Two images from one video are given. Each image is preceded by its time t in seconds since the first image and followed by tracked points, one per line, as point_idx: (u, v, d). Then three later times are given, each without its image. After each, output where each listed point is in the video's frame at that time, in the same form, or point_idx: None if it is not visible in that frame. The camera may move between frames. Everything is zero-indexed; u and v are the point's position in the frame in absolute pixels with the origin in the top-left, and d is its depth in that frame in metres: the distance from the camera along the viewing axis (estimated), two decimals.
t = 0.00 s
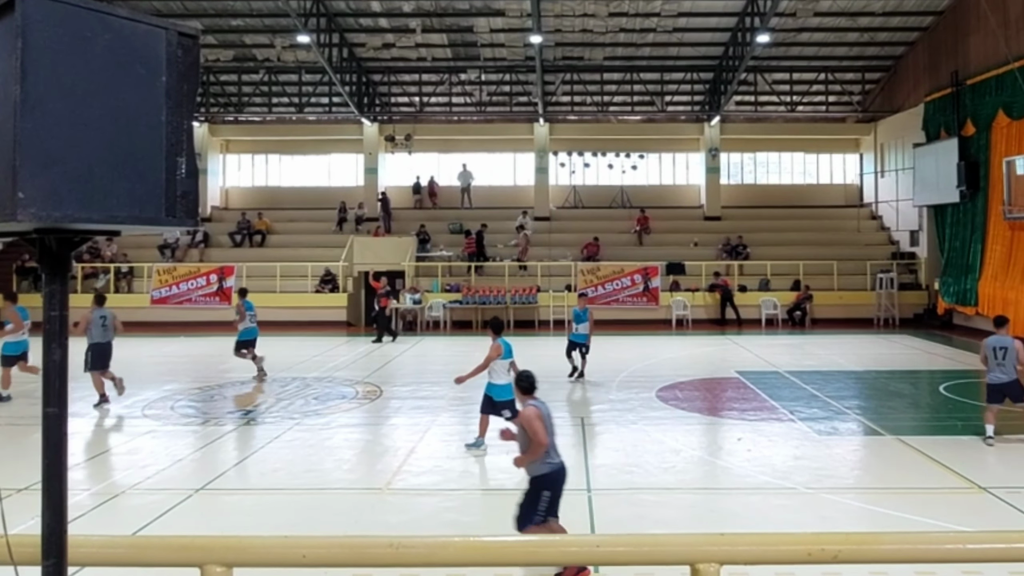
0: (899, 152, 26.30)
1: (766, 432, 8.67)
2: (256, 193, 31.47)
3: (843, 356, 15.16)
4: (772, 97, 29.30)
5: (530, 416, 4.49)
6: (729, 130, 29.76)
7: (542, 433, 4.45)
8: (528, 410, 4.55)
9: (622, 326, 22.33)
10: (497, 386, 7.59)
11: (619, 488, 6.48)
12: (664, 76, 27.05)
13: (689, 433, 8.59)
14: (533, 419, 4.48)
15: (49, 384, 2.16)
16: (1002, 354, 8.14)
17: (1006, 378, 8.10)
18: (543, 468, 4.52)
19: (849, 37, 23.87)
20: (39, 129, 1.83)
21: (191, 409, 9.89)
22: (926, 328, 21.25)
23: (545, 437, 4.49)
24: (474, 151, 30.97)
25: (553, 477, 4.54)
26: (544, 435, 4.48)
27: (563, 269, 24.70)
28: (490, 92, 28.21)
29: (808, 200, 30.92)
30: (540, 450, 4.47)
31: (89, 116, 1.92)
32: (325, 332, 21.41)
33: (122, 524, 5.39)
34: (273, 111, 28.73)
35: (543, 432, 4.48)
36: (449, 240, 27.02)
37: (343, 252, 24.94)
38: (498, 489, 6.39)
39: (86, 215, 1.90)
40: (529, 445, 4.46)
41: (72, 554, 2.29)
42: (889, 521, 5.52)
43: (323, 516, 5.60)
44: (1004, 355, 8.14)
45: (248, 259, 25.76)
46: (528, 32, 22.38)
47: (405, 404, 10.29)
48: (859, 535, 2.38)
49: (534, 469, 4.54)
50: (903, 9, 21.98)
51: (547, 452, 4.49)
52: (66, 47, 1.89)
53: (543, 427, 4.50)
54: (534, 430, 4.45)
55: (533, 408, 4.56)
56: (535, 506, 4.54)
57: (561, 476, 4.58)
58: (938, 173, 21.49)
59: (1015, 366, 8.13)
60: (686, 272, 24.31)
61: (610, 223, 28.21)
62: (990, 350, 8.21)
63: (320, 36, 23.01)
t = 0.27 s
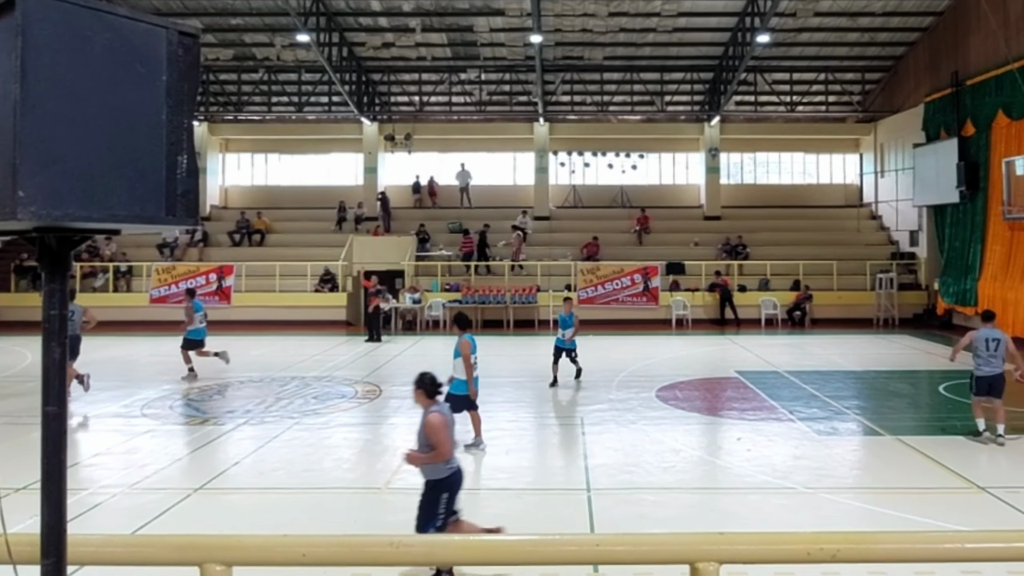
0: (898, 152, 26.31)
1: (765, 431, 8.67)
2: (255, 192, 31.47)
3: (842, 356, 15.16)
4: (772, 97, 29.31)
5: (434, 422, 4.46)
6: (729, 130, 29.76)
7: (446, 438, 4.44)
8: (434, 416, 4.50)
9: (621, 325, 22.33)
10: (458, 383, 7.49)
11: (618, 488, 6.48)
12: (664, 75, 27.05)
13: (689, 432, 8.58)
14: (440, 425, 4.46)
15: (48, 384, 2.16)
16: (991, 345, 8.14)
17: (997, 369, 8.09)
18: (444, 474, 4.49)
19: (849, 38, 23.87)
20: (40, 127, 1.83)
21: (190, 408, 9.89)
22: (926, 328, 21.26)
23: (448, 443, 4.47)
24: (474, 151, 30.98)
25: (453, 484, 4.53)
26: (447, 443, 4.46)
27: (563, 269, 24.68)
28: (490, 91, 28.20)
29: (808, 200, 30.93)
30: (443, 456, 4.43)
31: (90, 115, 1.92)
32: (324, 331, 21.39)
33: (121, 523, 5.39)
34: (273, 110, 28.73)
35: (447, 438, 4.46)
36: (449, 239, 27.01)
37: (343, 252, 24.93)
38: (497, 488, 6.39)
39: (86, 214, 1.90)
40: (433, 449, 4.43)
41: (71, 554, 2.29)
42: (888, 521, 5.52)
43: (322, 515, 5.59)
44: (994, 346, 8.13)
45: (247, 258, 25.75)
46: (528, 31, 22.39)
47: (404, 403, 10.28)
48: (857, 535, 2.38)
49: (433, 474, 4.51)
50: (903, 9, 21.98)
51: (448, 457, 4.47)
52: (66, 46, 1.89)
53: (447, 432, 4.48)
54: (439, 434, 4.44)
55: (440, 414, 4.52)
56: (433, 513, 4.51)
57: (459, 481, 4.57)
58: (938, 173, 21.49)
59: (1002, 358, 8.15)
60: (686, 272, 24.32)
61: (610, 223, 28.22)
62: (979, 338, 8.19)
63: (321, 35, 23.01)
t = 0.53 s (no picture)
0: (908, 152, 26.18)
1: (774, 431, 8.65)
2: (264, 191, 31.56)
3: (851, 356, 15.10)
4: (781, 96, 29.20)
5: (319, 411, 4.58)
6: (737, 129, 29.66)
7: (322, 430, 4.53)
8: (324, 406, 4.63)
9: (629, 325, 22.30)
10: (431, 383, 7.40)
11: (626, 487, 6.48)
12: (673, 74, 26.96)
13: (697, 432, 8.57)
14: (324, 415, 4.56)
15: (60, 380, 2.18)
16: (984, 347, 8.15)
17: (995, 371, 8.09)
18: (336, 463, 4.62)
19: (858, 36, 23.75)
20: (52, 125, 1.85)
21: (200, 406, 9.94)
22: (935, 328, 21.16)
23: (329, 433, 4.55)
24: (482, 149, 30.99)
25: (345, 472, 4.61)
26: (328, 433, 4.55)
27: (571, 267, 24.70)
28: (498, 90, 28.18)
29: (816, 199, 30.81)
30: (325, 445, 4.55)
31: (101, 114, 1.94)
32: (332, 329, 21.45)
33: (132, 520, 5.43)
34: (282, 109, 28.81)
35: (328, 428, 4.55)
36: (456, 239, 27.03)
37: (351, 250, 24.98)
38: (505, 487, 6.40)
39: (98, 212, 1.92)
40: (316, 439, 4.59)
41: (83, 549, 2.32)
42: (896, 522, 5.50)
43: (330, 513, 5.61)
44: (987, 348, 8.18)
45: (256, 256, 25.84)
46: (536, 30, 22.36)
47: (412, 401, 10.30)
48: (866, 535, 2.37)
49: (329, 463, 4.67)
50: (913, 7, 21.86)
51: (334, 446, 4.58)
52: (78, 45, 1.91)
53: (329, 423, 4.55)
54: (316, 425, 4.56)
55: (329, 405, 4.64)
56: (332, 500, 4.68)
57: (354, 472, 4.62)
58: (949, 172, 21.35)
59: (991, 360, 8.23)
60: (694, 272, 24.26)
61: (618, 222, 28.18)
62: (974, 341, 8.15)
63: (329, 35, 23.06)
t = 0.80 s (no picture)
0: (925, 151, 25.95)
1: (789, 432, 8.60)
2: (281, 190, 31.77)
3: (867, 357, 14.98)
4: (796, 95, 29.02)
5: (244, 403, 4.56)
6: (752, 128, 29.52)
7: (261, 421, 4.56)
8: (244, 398, 4.61)
9: (643, 325, 22.25)
10: (412, 381, 7.45)
11: (640, 486, 6.47)
12: (687, 74, 26.85)
13: (711, 432, 8.54)
14: (251, 407, 4.57)
15: (82, 376, 2.23)
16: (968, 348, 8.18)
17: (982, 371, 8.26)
18: (254, 452, 4.67)
19: (875, 34, 23.54)
20: (76, 126, 1.89)
21: (217, 404, 10.03)
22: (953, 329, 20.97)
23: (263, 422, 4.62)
24: (496, 149, 31.03)
25: (267, 459, 4.71)
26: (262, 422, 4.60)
27: (585, 267, 24.69)
28: (512, 90, 28.21)
29: (832, 199, 30.60)
30: (260, 435, 4.60)
31: (122, 116, 1.97)
32: (347, 328, 21.56)
33: (151, 515, 5.48)
34: (297, 109, 28.98)
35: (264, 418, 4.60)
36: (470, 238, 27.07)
37: (366, 250, 25.09)
38: (519, 486, 6.41)
39: (120, 211, 1.95)
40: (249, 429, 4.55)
41: (105, 543, 2.36)
42: (913, 524, 5.46)
43: (345, 510, 5.65)
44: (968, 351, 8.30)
45: (272, 256, 26.01)
46: (550, 30, 22.35)
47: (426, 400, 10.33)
48: (882, 536, 2.36)
49: (247, 454, 4.64)
50: (930, 5, 21.65)
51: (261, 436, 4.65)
52: (99, 46, 1.94)
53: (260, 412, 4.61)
54: (251, 416, 4.55)
55: (251, 396, 4.64)
56: (236, 489, 4.65)
57: (276, 457, 4.77)
58: (966, 172, 21.13)
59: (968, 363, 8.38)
60: (708, 271, 24.16)
61: (632, 222, 28.13)
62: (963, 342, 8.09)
63: (345, 35, 23.17)
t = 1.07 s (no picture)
0: (951, 148, 25.58)
1: (811, 432, 8.53)
2: (303, 188, 32.01)
3: (891, 356, 14.81)
4: (819, 92, 28.72)
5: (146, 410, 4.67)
6: (774, 126, 29.27)
7: (150, 430, 4.61)
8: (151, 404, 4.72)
9: (663, 323, 22.17)
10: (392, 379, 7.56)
11: (660, 485, 6.46)
12: (708, 71, 26.66)
13: (732, 431, 8.49)
14: (149, 415, 4.66)
15: (112, 371, 2.27)
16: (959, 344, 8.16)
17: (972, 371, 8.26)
18: (162, 459, 4.71)
19: (899, 30, 23.23)
20: (106, 125, 1.93)
21: (241, 399, 10.15)
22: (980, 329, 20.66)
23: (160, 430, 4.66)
24: (516, 147, 31.02)
25: (174, 467, 4.73)
26: (158, 431, 4.65)
27: (605, 265, 24.63)
28: (532, 88, 28.18)
29: (855, 197, 30.25)
30: (155, 443, 4.65)
31: (151, 115, 2.01)
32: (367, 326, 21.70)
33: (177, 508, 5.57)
34: (320, 108, 29.17)
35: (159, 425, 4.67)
36: (490, 236, 27.10)
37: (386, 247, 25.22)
38: (539, 483, 6.43)
39: (148, 208, 1.99)
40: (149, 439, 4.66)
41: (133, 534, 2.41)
42: (936, 526, 5.41)
43: (367, 505, 5.70)
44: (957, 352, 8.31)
45: (295, 253, 26.22)
46: (571, 28, 22.31)
47: (447, 397, 10.38)
48: (903, 538, 2.34)
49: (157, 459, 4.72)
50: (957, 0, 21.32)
51: (163, 443, 4.70)
52: (128, 46, 1.98)
53: (158, 420, 4.66)
54: (145, 424, 4.63)
55: (156, 403, 4.72)
56: (169, 497, 4.74)
57: (185, 466, 4.76)
58: (993, 169, 20.80)
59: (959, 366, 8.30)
60: (729, 270, 24.01)
61: (652, 220, 28.01)
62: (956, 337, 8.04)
63: (366, 34, 23.27)
